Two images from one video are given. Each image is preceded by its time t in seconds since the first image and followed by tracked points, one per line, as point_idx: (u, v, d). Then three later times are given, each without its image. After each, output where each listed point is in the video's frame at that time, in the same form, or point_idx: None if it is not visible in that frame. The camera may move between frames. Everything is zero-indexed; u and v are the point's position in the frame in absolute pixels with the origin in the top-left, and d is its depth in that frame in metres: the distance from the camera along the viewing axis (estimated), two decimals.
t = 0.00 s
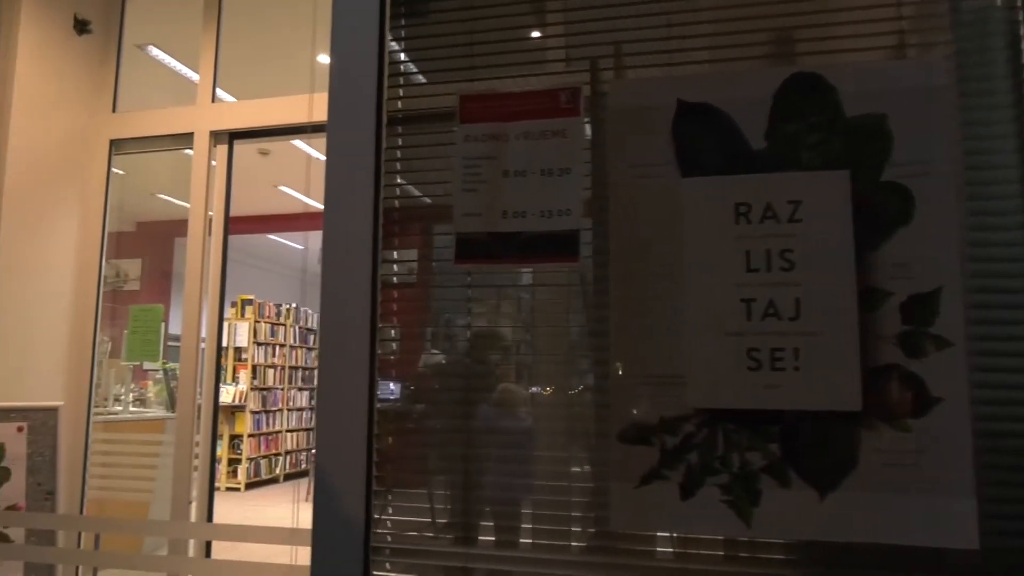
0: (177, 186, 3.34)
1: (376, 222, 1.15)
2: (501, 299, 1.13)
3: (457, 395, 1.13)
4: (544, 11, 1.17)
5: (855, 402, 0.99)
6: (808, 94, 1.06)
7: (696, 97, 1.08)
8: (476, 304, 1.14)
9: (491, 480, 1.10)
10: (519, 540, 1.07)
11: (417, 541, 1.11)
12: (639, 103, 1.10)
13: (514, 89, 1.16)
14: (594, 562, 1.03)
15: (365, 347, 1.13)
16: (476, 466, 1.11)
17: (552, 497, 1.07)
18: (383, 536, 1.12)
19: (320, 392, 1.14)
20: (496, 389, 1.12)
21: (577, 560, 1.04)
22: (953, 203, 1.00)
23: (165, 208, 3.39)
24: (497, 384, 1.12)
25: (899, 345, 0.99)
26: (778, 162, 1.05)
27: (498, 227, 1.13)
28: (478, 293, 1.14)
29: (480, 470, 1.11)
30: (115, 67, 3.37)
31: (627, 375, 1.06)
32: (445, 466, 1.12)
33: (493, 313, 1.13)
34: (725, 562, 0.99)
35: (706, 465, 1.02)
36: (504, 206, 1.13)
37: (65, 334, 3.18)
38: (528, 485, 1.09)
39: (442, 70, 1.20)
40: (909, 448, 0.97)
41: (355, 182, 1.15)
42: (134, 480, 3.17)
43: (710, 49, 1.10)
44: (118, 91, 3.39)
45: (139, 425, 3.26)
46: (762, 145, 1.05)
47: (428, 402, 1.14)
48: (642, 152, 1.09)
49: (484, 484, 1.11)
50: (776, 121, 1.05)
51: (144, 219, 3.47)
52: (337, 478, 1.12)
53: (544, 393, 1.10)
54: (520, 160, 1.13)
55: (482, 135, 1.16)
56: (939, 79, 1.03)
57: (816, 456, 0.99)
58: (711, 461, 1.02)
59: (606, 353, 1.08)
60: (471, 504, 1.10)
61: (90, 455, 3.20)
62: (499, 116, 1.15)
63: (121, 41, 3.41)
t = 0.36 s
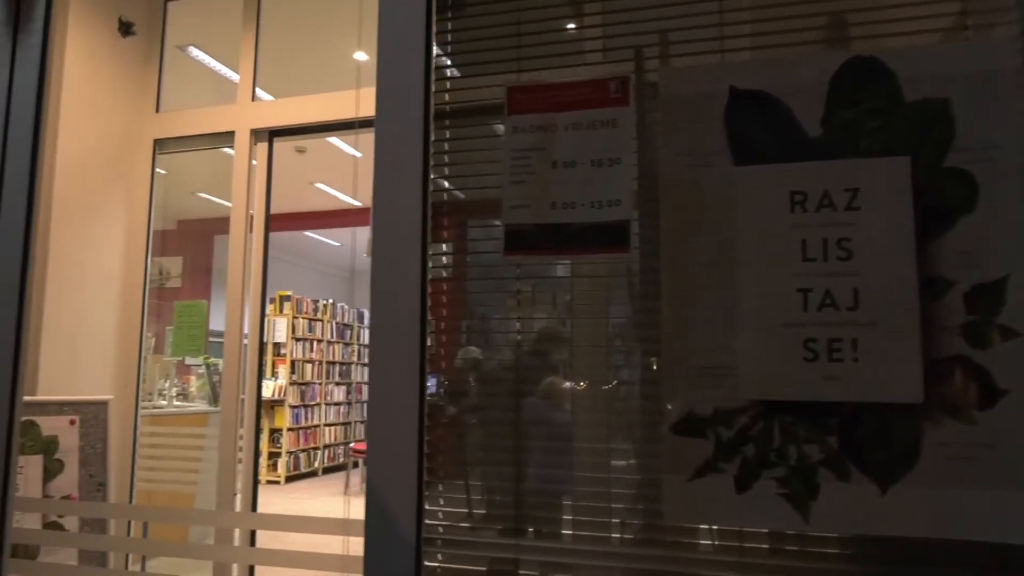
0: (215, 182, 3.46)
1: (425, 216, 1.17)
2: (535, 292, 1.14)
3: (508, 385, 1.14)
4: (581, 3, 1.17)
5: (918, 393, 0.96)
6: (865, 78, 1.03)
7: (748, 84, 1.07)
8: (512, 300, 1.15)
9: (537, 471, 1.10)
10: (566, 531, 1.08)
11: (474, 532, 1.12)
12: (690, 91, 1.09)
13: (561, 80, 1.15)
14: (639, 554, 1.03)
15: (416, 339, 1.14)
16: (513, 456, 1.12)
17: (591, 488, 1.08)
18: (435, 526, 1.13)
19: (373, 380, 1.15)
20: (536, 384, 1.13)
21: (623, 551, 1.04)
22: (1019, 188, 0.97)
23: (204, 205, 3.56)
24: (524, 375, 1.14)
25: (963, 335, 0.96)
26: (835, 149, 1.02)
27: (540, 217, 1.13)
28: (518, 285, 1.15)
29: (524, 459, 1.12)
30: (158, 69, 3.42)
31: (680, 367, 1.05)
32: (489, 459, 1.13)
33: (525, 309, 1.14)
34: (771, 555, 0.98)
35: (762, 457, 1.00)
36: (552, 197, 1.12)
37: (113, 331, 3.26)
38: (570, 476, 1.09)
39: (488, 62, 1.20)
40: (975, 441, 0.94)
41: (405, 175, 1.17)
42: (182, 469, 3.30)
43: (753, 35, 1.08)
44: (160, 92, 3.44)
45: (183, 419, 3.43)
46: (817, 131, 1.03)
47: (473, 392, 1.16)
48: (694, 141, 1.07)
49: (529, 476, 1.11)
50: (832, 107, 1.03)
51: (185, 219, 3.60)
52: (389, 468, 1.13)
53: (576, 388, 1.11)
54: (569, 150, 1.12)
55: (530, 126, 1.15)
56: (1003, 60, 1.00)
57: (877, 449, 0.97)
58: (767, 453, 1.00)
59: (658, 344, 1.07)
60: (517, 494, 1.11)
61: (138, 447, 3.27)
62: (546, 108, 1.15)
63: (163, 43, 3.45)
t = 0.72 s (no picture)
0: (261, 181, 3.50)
1: (475, 207, 1.17)
2: (572, 287, 1.14)
3: (565, 373, 1.14)
4: None
5: (988, 382, 0.93)
6: (928, 56, 1.00)
7: (805, 66, 1.04)
8: (549, 292, 1.16)
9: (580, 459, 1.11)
10: (618, 521, 1.07)
11: (519, 521, 1.12)
12: (744, 75, 1.07)
13: (610, 66, 1.14)
14: (681, 542, 1.03)
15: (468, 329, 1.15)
16: (544, 448, 1.13)
17: (634, 475, 1.08)
18: (489, 516, 1.14)
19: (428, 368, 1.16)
20: (567, 376, 1.14)
21: (680, 542, 1.03)
22: None
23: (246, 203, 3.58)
24: (549, 372, 1.15)
25: None
26: (897, 130, 0.99)
27: (566, 209, 1.13)
28: (552, 279, 1.16)
29: (565, 448, 1.12)
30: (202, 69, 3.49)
31: (736, 355, 1.04)
32: (532, 449, 1.14)
33: (564, 301, 1.15)
34: (821, 545, 0.97)
35: (824, 447, 0.98)
36: (603, 185, 1.12)
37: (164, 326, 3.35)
38: (611, 471, 1.09)
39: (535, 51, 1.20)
40: None
41: (456, 165, 1.18)
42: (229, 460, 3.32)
43: (801, 17, 1.06)
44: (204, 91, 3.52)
45: (230, 412, 3.46)
46: (877, 113, 1.00)
47: (512, 383, 1.16)
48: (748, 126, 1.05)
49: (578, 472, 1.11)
50: (894, 87, 1.00)
51: (228, 216, 3.61)
52: (443, 457, 1.15)
53: (614, 381, 1.11)
54: (621, 137, 1.11)
55: (580, 114, 1.14)
56: None
57: (945, 439, 0.94)
58: (828, 443, 0.98)
59: (714, 333, 1.05)
60: (554, 485, 1.12)
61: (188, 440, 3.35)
62: (596, 95, 1.14)
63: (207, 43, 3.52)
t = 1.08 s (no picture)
0: (303, 176, 3.51)
1: (524, 195, 1.17)
2: (613, 277, 1.14)
3: (612, 367, 1.14)
4: None
5: None
6: (996, 30, 0.96)
7: (864, 44, 1.01)
8: (589, 283, 1.16)
9: (616, 444, 1.12)
10: (669, 510, 1.07)
11: (573, 510, 1.13)
12: (800, 54, 1.04)
13: (660, 49, 1.12)
14: (731, 532, 1.02)
15: (519, 318, 1.14)
16: (579, 436, 1.15)
17: (680, 465, 1.07)
18: (543, 505, 1.14)
19: (480, 363, 1.16)
20: (608, 371, 1.14)
21: (734, 531, 1.02)
22: None
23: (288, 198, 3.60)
24: (588, 365, 1.16)
25: None
26: (963, 108, 0.96)
27: (598, 203, 1.14)
28: (592, 272, 1.16)
29: (603, 436, 1.13)
30: (244, 67, 3.54)
31: (794, 341, 1.02)
32: (578, 439, 1.15)
33: (613, 290, 1.14)
34: (870, 534, 0.95)
35: (887, 435, 0.96)
36: (655, 171, 1.10)
37: (212, 321, 3.42)
38: (652, 466, 1.09)
39: (582, 36, 1.19)
40: None
41: (505, 156, 1.17)
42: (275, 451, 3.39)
43: None
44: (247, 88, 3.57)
45: (277, 404, 3.51)
46: (942, 89, 0.97)
47: (564, 372, 1.16)
48: (805, 106, 1.03)
49: (614, 465, 1.12)
50: (959, 62, 0.97)
51: (271, 212, 3.64)
52: (496, 450, 1.15)
53: (656, 371, 1.11)
54: (673, 120, 1.09)
55: (631, 99, 1.13)
56: None
57: (1015, 426, 0.91)
58: (892, 431, 0.96)
59: (771, 318, 1.03)
60: (590, 474, 1.13)
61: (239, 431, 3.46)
62: (646, 79, 1.12)
63: (249, 41, 3.58)
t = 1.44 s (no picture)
0: (336, 171, 3.52)
1: (568, 184, 1.16)
2: (647, 266, 1.14)
3: (649, 357, 1.13)
4: None
5: None
6: None
7: (918, 21, 0.98)
8: (623, 273, 1.16)
9: (655, 435, 1.11)
10: (722, 500, 1.05)
11: (623, 499, 1.12)
12: (851, 34, 1.01)
13: (705, 33, 1.11)
14: (785, 522, 1.00)
15: (566, 308, 1.14)
16: (615, 426, 1.14)
17: (723, 454, 1.06)
18: (592, 494, 1.14)
19: (528, 354, 1.17)
20: (646, 363, 1.13)
21: (782, 520, 1.00)
22: None
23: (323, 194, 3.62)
24: (625, 356, 1.15)
25: None
26: None
27: (631, 194, 1.15)
28: (626, 263, 1.16)
29: (641, 426, 1.13)
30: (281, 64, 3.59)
31: (848, 329, 0.99)
32: (620, 429, 1.14)
33: (660, 278, 1.13)
34: (922, 524, 0.92)
35: (947, 423, 0.93)
36: (701, 157, 1.08)
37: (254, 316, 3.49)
38: (695, 456, 1.08)
39: (625, 22, 1.17)
40: None
41: (546, 148, 1.17)
42: (315, 443, 3.42)
43: None
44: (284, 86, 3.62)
45: (317, 397, 3.53)
46: (1002, 65, 0.93)
47: (611, 361, 1.15)
48: (857, 87, 1.00)
49: (653, 456, 1.11)
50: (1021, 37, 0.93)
51: (308, 208, 3.68)
52: (545, 440, 1.15)
53: (693, 362, 1.10)
54: (719, 105, 1.08)
55: (675, 84, 1.11)
56: None
57: None
58: (952, 419, 0.93)
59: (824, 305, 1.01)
60: (628, 464, 1.13)
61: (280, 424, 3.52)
62: (691, 64, 1.11)
63: (284, 40, 3.63)
